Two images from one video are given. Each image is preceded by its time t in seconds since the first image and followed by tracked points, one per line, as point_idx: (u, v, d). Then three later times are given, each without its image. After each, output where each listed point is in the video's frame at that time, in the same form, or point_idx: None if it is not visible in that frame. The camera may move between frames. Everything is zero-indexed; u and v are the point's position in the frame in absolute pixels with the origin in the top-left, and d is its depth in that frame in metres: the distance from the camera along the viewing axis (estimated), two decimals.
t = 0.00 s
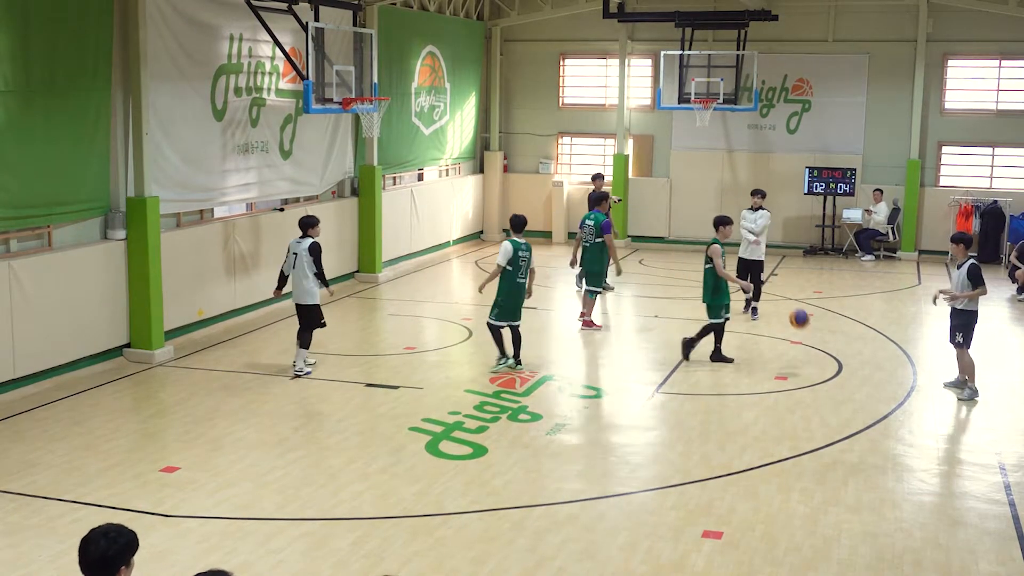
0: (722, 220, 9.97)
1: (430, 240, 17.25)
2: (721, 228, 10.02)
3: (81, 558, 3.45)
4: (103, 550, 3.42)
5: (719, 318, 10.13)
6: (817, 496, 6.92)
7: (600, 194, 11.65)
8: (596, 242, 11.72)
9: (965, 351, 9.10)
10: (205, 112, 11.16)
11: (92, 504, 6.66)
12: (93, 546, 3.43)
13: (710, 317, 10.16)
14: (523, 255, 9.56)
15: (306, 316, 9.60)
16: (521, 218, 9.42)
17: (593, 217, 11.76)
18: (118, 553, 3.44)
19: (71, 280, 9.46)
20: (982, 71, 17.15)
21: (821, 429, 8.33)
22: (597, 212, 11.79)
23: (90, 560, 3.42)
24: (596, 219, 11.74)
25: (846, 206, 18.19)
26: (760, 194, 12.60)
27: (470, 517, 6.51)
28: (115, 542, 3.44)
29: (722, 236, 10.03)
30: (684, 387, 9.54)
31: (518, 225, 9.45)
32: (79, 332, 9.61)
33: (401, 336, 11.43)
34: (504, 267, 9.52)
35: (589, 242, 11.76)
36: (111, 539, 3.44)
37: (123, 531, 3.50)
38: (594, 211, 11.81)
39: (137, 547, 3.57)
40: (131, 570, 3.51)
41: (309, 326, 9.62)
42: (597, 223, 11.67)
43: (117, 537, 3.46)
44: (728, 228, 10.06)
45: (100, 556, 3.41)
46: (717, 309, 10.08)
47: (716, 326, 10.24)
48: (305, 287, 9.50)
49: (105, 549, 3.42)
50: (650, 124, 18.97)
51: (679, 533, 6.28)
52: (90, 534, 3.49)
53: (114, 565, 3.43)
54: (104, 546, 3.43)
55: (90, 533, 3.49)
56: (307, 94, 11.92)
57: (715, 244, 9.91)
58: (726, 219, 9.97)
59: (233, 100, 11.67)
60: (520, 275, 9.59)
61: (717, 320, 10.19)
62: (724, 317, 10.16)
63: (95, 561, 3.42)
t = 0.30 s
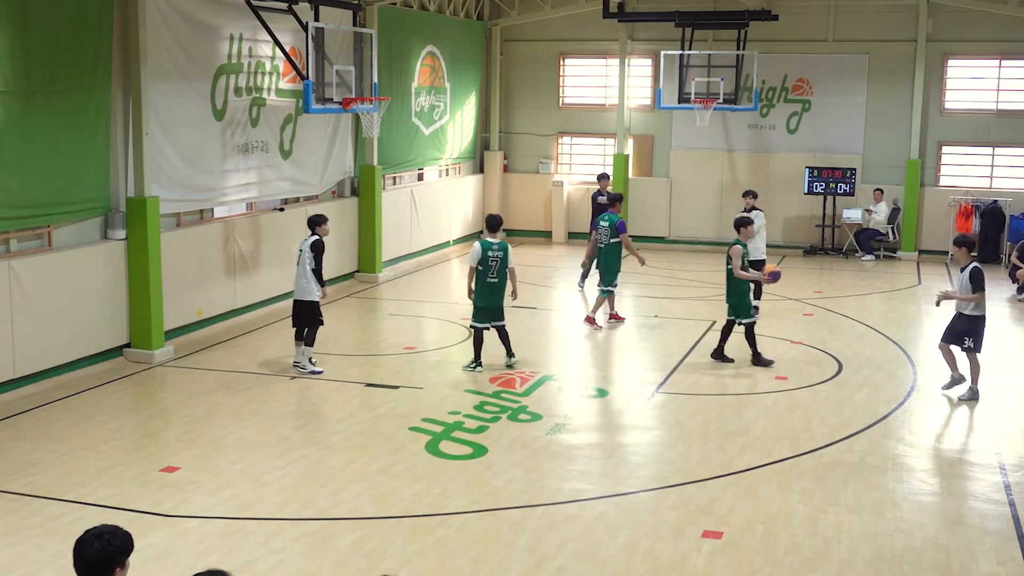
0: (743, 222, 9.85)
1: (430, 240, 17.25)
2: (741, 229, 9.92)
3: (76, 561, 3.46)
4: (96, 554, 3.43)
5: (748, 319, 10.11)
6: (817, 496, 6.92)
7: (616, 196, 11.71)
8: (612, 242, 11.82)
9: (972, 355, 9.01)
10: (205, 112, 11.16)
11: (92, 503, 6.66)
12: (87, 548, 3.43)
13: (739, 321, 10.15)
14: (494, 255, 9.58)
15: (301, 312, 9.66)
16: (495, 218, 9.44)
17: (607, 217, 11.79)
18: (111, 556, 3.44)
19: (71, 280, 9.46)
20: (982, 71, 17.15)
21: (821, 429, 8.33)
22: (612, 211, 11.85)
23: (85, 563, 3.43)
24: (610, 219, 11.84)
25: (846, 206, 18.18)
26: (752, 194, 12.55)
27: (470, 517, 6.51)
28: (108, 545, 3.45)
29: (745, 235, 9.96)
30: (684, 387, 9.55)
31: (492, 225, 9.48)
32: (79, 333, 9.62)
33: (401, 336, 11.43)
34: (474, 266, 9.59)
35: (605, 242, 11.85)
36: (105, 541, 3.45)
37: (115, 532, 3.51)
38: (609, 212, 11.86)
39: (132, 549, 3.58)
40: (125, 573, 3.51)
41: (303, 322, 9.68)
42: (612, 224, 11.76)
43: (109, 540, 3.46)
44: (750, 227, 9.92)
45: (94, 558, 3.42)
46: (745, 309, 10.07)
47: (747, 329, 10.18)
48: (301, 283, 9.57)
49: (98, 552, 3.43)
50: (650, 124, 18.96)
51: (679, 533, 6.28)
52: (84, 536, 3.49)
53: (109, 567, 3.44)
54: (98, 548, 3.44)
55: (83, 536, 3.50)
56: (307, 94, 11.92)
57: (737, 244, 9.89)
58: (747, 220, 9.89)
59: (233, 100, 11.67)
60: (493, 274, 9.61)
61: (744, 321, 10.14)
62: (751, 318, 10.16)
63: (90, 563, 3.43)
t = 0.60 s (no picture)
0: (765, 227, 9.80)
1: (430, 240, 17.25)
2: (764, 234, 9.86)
3: (72, 563, 3.45)
4: (93, 555, 3.42)
5: (763, 320, 10.10)
6: (817, 496, 6.92)
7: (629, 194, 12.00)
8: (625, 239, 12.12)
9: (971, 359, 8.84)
10: (205, 112, 11.16)
11: (92, 504, 6.66)
12: (84, 550, 3.43)
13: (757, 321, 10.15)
14: (479, 255, 9.64)
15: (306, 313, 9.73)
16: (484, 218, 9.46)
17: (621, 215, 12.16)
18: (108, 556, 3.44)
19: (71, 280, 9.46)
20: (982, 71, 17.15)
21: (821, 429, 8.33)
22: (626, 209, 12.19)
23: (81, 564, 3.42)
24: (623, 217, 12.18)
25: (846, 206, 18.18)
26: (751, 190, 12.89)
27: (470, 517, 6.51)
28: (104, 548, 3.44)
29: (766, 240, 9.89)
30: (685, 387, 9.54)
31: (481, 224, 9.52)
32: (79, 333, 9.62)
33: (401, 336, 11.43)
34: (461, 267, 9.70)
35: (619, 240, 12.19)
36: (101, 543, 3.44)
37: (111, 533, 3.50)
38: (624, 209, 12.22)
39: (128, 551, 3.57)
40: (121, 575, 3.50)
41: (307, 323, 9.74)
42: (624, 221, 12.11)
43: (106, 541, 3.46)
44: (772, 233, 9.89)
45: (91, 559, 3.41)
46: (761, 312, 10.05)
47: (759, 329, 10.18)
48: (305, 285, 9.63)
49: (95, 553, 3.42)
50: (650, 124, 18.97)
51: (679, 533, 6.28)
52: (80, 538, 3.49)
53: (104, 568, 3.43)
54: (93, 549, 3.43)
55: (79, 537, 3.49)
56: (307, 94, 11.92)
57: (757, 249, 9.79)
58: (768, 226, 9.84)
59: (233, 100, 11.67)
60: (478, 275, 9.67)
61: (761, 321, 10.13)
62: (770, 317, 10.16)
63: (86, 564, 3.42)
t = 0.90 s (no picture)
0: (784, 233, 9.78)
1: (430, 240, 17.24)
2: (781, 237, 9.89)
3: (66, 567, 3.42)
4: (87, 559, 3.39)
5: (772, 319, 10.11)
6: (817, 496, 6.92)
7: (653, 197, 11.89)
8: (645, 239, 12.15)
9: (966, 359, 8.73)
10: (205, 112, 11.16)
11: (92, 504, 6.66)
12: (77, 554, 3.40)
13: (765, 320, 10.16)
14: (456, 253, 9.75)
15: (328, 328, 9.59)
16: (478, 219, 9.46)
17: (643, 215, 12.06)
18: (102, 561, 3.41)
19: (71, 280, 9.46)
20: (982, 71, 17.15)
21: (821, 429, 8.33)
22: (647, 210, 12.04)
23: (74, 568, 3.39)
24: (644, 218, 12.06)
25: (846, 206, 18.17)
26: (757, 190, 12.85)
27: (470, 517, 6.50)
28: (98, 551, 3.41)
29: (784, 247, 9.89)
30: (684, 387, 9.54)
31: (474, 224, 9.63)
32: (79, 333, 9.61)
33: (401, 336, 11.43)
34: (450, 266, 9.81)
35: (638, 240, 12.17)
36: (95, 547, 3.41)
37: (105, 536, 3.48)
38: (645, 209, 12.07)
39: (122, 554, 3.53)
40: None
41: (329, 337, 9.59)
42: (646, 223, 12.04)
43: (100, 544, 3.43)
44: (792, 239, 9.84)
45: (85, 563, 3.39)
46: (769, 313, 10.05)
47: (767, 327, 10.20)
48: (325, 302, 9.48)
49: (89, 557, 3.39)
50: (650, 124, 18.97)
51: (679, 533, 6.28)
52: (73, 542, 3.45)
53: (98, 573, 3.40)
54: (88, 553, 3.40)
55: (73, 541, 3.46)
56: (307, 94, 11.91)
57: (773, 255, 9.83)
58: (788, 232, 9.77)
59: (233, 100, 11.67)
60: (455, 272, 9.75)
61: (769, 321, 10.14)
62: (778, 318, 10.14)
63: (80, 569, 3.39)
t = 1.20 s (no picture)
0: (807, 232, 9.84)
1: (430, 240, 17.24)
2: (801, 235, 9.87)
3: (62, 571, 3.31)
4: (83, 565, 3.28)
5: (785, 321, 10.00)
6: (817, 496, 6.92)
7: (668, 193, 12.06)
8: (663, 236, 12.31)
9: (961, 362, 8.61)
10: (205, 112, 11.16)
11: (92, 504, 6.66)
12: (75, 559, 3.29)
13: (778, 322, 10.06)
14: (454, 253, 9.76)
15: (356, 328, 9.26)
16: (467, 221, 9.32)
17: (659, 212, 12.25)
18: (98, 567, 3.29)
19: (71, 280, 9.46)
20: (982, 71, 17.15)
21: (821, 429, 8.33)
22: (663, 206, 12.27)
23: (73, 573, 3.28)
24: (662, 215, 12.25)
25: (846, 206, 18.16)
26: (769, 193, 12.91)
27: (470, 517, 6.51)
28: (94, 555, 3.30)
29: (802, 246, 9.91)
30: (684, 387, 9.54)
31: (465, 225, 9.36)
32: (79, 333, 9.61)
33: (401, 336, 11.43)
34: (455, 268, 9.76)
35: (657, 236, 12.34)
36: (93, 552, 3.30)
37: (103, 539, 3.37)
38: (662, 206, 12.25)
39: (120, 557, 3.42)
40: None
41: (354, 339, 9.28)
42: (663, 219, 12.22)
43: (97, 548, 3.32)
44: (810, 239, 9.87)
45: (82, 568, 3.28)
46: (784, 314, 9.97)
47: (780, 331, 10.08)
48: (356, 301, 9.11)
49: (86, 562, 3.28)
50: (650, 124, 18.97)
51: (679, 533, 6.28)
52: (71, 546, 3.34)
53: None
54: (86, 558, 3.29)
55: (70, 546, 3.34)
56: (306, 94, 11.92)
57: (789, 252, 9.82)
58: (806, 232, 9.83)
59: (233, 100, 11.67)
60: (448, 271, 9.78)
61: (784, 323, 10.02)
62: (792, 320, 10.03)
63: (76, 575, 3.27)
